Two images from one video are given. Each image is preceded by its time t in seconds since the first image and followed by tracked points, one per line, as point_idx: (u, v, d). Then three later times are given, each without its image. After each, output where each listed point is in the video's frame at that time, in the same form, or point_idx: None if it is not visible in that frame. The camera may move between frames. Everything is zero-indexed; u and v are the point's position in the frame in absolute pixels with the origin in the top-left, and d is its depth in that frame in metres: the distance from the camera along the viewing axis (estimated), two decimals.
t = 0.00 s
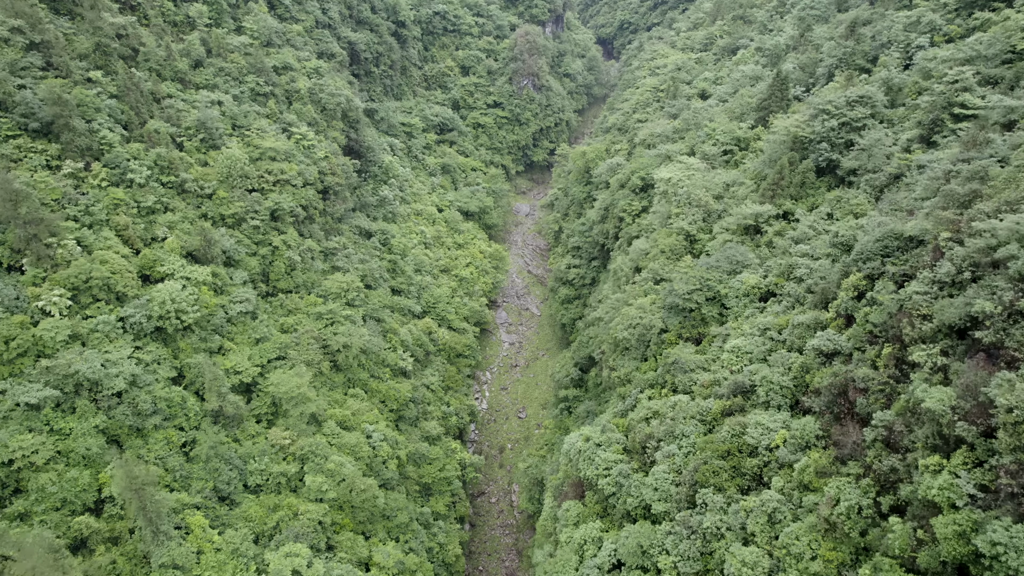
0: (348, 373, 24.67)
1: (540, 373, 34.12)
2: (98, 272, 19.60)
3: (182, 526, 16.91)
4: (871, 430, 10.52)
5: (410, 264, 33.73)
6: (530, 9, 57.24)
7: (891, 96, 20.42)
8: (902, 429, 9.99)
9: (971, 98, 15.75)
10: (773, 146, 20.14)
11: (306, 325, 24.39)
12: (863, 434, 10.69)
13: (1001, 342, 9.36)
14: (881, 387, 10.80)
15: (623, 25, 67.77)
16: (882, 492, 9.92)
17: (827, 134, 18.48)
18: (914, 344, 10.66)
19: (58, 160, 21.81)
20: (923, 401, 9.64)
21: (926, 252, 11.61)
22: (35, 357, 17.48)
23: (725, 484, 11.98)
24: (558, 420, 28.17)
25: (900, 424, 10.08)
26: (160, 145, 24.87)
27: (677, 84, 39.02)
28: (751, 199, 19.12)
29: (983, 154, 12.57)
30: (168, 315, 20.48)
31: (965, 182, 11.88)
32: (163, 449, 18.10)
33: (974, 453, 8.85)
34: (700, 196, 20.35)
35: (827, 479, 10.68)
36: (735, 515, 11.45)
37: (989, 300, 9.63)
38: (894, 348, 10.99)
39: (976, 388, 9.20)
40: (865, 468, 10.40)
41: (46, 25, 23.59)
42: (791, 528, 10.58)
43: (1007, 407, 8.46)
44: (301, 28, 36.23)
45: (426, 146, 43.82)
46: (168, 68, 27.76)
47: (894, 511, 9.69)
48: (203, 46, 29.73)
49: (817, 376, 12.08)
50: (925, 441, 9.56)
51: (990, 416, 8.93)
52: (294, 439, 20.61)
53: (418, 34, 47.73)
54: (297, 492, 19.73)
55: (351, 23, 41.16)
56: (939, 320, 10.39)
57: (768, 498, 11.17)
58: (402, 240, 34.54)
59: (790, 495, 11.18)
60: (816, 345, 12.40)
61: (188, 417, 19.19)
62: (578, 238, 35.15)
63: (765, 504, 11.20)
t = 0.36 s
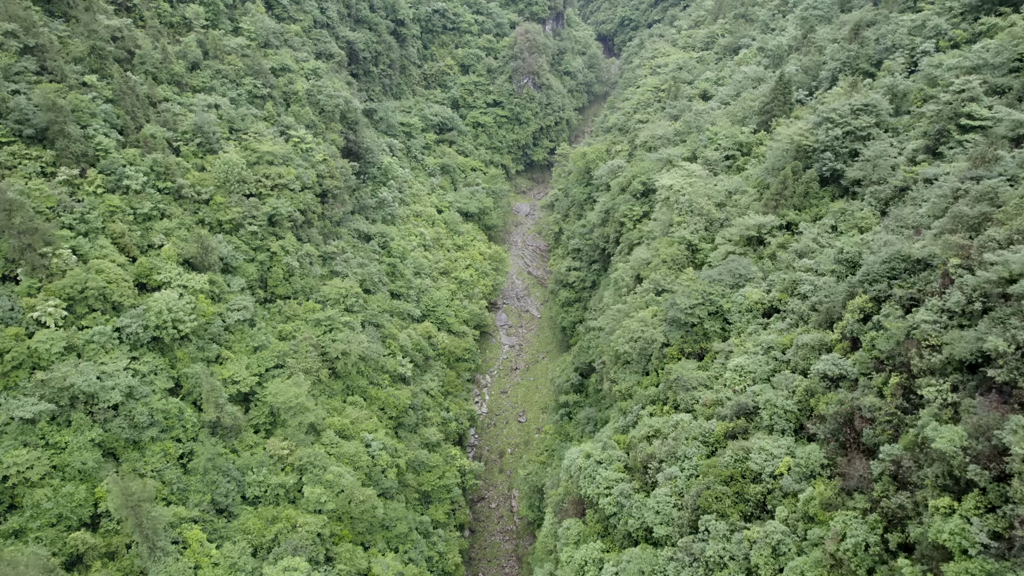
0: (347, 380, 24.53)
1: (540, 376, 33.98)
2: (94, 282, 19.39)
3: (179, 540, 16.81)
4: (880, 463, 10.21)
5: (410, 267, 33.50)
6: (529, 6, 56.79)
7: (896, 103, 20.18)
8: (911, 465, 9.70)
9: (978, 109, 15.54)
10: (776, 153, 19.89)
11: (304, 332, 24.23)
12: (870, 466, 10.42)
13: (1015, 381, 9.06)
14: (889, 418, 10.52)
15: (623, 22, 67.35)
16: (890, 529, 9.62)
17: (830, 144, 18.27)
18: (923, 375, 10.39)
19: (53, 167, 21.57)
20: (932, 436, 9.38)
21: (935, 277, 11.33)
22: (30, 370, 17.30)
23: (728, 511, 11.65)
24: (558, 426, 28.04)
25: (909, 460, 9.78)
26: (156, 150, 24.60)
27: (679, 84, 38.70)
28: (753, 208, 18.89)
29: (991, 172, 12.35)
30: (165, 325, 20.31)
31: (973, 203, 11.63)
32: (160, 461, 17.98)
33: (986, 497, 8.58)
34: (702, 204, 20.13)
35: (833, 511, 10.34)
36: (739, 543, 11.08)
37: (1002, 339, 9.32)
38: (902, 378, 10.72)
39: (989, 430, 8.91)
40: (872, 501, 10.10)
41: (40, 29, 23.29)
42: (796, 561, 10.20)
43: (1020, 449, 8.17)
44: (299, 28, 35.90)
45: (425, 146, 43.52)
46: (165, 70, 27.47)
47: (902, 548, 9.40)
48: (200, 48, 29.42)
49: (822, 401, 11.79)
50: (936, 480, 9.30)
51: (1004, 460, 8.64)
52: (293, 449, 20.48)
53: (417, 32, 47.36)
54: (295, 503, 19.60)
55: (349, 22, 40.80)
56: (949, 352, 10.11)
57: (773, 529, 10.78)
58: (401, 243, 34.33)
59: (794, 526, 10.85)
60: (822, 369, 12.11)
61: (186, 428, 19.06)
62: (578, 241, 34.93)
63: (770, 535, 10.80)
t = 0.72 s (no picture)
0: (346, 390, 24.37)
1: (540, 381, 33.82)
2: (89, 294, 19.18)
3: (175, 558, 16.63)
4: (888, 498, 9.75)
5: (409, 272, 33.28)
6: (529, 6, 56.47)
7: (900, 112, 19.94)
8: (920, 506, 9.26)
9: (984, 123, 15.31)
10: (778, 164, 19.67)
11: (303, 341, 24.06)
12: (877, 502, 10.01)
13: None
14: (897, 452, 10.12)
15: (624, 21, 67.05)
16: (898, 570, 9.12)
17: (834, 155, 18.03)
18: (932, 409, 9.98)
19: (47, 175, 21.33)
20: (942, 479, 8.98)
21: (944, 307, 10.96)
22: (24, 385, 17.10)
23: (730, 540, 11.29)
24: (558, 434, 27.87)
25: (918, 500, 9.35)
26: (153, 157, 24.35)
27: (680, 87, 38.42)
28: (756, 221, 18.68)
29: (999, 195, 12.13)
30: (162, 337, 20.11)
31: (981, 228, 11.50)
32: (157, 476, 17.83)
33: (999, 546, 8.12)
34: (704, 216, 19.92)
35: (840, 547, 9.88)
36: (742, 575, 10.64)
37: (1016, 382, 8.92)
38: (910, 412, 10.32)
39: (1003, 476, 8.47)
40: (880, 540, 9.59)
41: (34, 35, 23.02)
42: None
43: None
44: (298, 31, 35.64)
45: (425, 149, 43.25)
46: (162, 76, 27.22)
47: None
48: (197, 52, 29.16)
49: (827, 431, 11.40)
50: (945, 524, 8.84)
51: (1019, 509, 8.19)
52: (291, 462, 20.34)
53: (416, 33, 47.06)
54: (293, 517, 19.46)
55: (348, 23, 40.51)
56: (959, 387, 9.72)
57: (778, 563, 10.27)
58: (400, 247, 34.10)
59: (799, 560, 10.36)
60: (827, 397, 11.69)
61: (183, 442, 18.91)
62: (579, 245, 34.71)
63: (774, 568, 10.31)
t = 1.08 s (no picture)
0: (345, 401, 24.20)
1: (541, 388, 33.64)
2: (85, 307, 18.97)
3: None
4: (896, 535, 9.39)
5: (408, 278, 33.08)
6: (529, 7, 56.22)
7: (905, 123, 19.71)
8: (930, 549, 8.81)
9: (991, 138, 15.09)
10: (781, 176, 19.46)
11: (301, 352, 23.89)
12: (884, 541, 9.56)
13: None
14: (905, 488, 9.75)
15: (624, 22, 66.77)
16: None
17: (838, 168, 17.81)
18: (941, 447, 9.55)
19: (43, 186, 21.12)
20: (954, 525, 8.54)
21: (952, 337, 10.68)
22: (19, 401, 16.89)
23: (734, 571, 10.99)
24: (558, 443, 27.70)
25: (928, 544, 8.89)
26: (150, 166, 24.13)
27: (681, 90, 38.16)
28: (758, 234, 18.46)
29: (1008, 218, 11.92)
30: (158, 350, 19.93)
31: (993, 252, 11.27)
32: (153, 493, 17.69)
33: None
34: (705, 228, 19.73)
35: None
36: None
37: None
38: (918, 448, 9.93)
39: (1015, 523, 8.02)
40: None
41: (30, 42, 22.78)
42: None
43: None
44: (296, 35, 35.40)
45: (424, 152, 43.01)
46: (159, 82, 26.98)
47: None
48: (194, 58, 28.92)
49: (832, 462, 11.04)
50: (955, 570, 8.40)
51: None
52: (289, 476, 20.17)
53: (415, 35, 46.80)
54: (291, 532, 19.25)
55: (346, 26, 40.27)
56: (969, 425, 9.30)
57: None
58: (400, 253, 33.90)
59: None
60: (832, 426, 11.40)
61: (180, 457, 18.74)
62: (579, 251, 34.52)
63: None
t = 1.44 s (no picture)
0: (343, 411, 24.07)
1: (541, 395, 33.48)
2: (80, 321, 18.77)
3: None
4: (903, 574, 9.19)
5: (408, 285, 32.88)
6: (529, 8, 55.94)
7: (909, 134, 19.49)
8: None
9: (997, 154, 14.87)
10: (784, 188, 19.26)
11: (299, 363, 23.73)
12: None
13: None
14: (913, 525, 9.50)
15: (625, 22, 66.48)
16: None
17: (842, 182, 17.59)
18: (949, 486, 9.35)
19: (38, 196, 20.89)
20: None
21: (963, 371, 10.36)
22: (13, 418, 16.68)
23: None
24: (559, 452, 27.52)
25: None
26: (146, 175, 23.89)
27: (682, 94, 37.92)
28: (761, 248, 18.28)
29: (1018, 242, 11.72)
30: (155, 364, 19.72)
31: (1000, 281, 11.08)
32: (150, 509, 17.48)
33: None
34: (707, 241, 19.54)
35: None
36: None
37: None
38: (926, 484, 9.69)
39: None
40: None
41: (24, 50, 22.52)
42: None
43: None
44: (294, 39, 35.16)
45: (424, 155, 42.77)
46: (156, 89, 26.73)
47: None
48: (192, 64, 28.67)
49: (838, 495, 10.83)
50: None
51: None
52: (288, 490, 20.01)
53: (414, 37, 46.53)
54: (290, 547, 19.14)
55: (345, 29, 40.01)
56: (978, 463, 9.08)
57: None
58: (399, 259, 33.70)
59: None
60: (837, 457, 11.18)
61: (177, 472, 18.57)
62: (579, 257, 34.34)
63: None
